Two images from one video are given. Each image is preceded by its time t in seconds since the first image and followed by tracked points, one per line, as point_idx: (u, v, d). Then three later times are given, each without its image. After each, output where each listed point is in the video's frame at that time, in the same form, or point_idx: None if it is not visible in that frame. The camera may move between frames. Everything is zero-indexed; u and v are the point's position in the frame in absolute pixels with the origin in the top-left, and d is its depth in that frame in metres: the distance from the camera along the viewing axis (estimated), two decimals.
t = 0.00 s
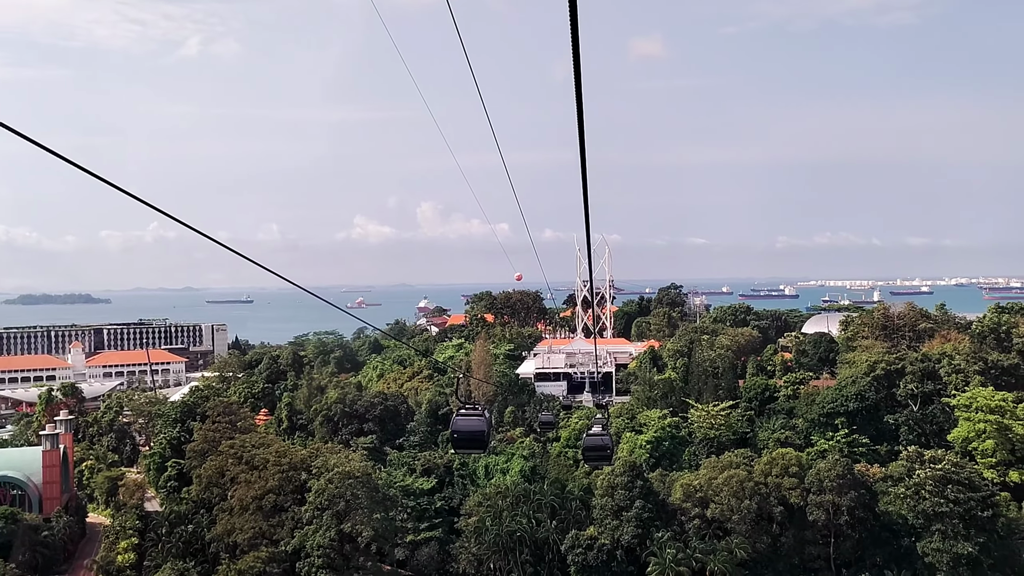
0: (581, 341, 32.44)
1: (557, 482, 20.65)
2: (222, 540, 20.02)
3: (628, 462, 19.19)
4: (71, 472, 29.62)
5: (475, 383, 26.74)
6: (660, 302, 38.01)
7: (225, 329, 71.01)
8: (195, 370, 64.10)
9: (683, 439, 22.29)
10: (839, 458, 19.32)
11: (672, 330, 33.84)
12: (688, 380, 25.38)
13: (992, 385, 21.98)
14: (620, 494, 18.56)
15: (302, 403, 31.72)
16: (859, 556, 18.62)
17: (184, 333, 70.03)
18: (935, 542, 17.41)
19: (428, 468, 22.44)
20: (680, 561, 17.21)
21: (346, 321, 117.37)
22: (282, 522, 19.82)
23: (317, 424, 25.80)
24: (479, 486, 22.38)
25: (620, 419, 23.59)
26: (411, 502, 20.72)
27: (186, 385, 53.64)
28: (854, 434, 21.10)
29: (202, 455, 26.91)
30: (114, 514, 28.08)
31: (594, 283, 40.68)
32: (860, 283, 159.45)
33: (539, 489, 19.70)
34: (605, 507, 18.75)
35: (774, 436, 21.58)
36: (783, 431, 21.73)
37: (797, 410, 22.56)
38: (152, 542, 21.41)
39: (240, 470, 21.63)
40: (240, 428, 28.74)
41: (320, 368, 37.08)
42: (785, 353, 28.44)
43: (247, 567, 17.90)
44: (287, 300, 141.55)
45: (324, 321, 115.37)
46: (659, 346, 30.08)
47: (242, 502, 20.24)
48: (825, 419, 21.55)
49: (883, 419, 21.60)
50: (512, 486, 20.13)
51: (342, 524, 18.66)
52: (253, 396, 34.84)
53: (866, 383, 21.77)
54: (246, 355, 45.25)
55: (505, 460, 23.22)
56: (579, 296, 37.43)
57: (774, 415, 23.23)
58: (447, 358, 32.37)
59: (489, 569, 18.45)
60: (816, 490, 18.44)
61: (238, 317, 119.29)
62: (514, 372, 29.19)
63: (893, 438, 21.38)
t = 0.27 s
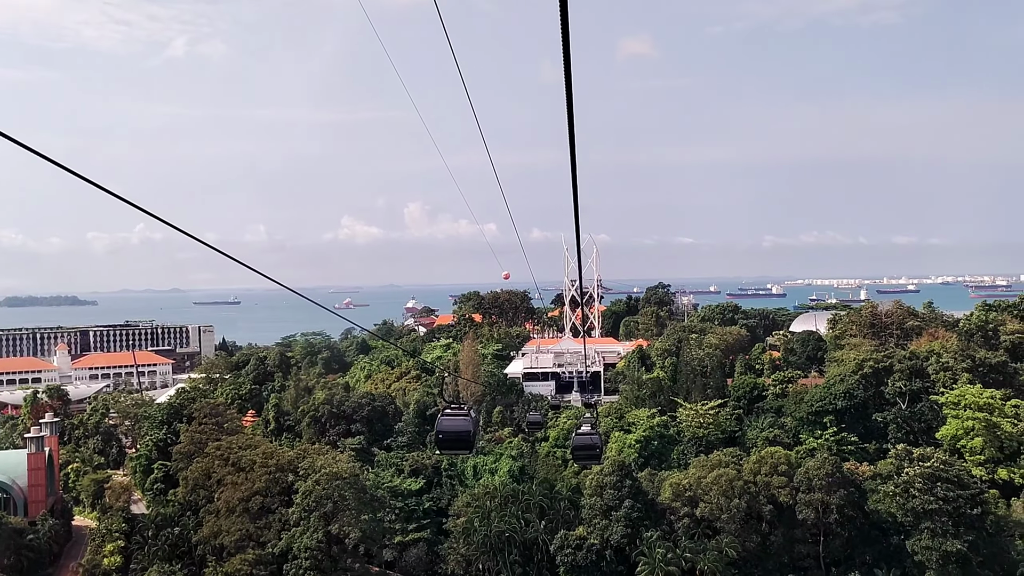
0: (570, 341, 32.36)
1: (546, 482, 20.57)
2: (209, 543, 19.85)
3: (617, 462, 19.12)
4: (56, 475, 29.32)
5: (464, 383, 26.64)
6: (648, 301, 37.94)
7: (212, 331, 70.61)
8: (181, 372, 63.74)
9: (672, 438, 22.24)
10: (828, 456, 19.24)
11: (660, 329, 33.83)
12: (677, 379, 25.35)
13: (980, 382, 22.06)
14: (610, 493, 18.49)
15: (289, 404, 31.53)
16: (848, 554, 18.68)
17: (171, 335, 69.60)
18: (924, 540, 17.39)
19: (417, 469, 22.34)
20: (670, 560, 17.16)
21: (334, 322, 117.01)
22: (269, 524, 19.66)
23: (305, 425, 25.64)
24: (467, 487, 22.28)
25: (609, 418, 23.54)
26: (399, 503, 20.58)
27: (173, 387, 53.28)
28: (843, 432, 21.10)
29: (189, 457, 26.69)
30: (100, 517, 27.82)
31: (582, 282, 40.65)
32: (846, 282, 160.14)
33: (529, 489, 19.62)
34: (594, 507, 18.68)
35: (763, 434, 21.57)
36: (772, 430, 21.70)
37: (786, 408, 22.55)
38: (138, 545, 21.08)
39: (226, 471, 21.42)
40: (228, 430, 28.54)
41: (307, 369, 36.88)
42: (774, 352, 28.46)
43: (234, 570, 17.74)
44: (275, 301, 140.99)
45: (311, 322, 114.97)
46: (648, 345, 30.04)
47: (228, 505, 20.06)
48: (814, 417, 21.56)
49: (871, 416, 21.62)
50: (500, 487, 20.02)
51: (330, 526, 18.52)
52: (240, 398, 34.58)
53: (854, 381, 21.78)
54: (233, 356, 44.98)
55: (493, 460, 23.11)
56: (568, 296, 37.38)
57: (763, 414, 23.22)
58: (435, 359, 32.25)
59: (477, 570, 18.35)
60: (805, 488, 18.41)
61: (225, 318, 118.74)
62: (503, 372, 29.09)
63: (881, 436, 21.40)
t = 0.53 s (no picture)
0: (562, 342, 32.25)
1: (538, 484, 20.45)
2: (200, 547, 19.68)
3: (609, 464, 19.03)
4: (46, 480, 29.05)
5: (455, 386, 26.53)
6: (640, 302, 37.81)
7: (203, 335, 70.28)
8: (172, 375, 63.43)
9: (665, 439, 22.15)
10: (821, 457, 19.17)
11: (652, 330, 33.77)
12: (669, 381, 25.28)
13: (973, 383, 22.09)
14: (602, 495, 18.39)
15: (280, 408, 31.35)
16: (842, 556, 18.50)
17: (162, 339, 69.28)
18: (918, 541, 17.34)
19: (408, 472, 22.23)
20: (663, 563, 17.06)
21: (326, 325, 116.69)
22: (260, 528, 19.49)
23: (296, 428, 25.48)
24: (459, 489, 22.15)
25: (601, 420, 23.46)
26: (391, 506, 20.43)
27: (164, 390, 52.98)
28: (836, 433, 21.04)
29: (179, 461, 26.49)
30: (90, 521, 27.58)
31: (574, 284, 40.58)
32: (837, 284, 160.95)
33: (520, 492, 19.59)
34: (587, 509, 18.57)
35: (755, 435, 21.48)
36: (764, 431, 21.62)
37: (778, 410, 22.49)
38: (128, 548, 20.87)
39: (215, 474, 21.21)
40: (218, 433, 28.35)
41: (299, 372, 36.68)
42: (766, 353, 28.42)
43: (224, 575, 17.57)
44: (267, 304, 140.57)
45: (303, 325, 114.64)
46: (640, 346, 29.97)
47: (218, 509, 19.88)
48: (806, 419, 21.51)
49: (864, 417, 21.58)
50: (492, 489, 19.96)
51: (321, 529, 18.38)
52: (231, 401, 34.33)
53: (847, 382, 21.73)
54: (225, 359, 44.76)
55: (485, 462, 22.98)
56: (560, 297, 37.30)
57: (755, 415, 23.14)
58: (427, 361, 32.12)
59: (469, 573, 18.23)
60: (798, 489, 18.35)
61: (216, 321, 118.29)
62: (495, 374, 28.99)
63: (874, 437, 21.36)
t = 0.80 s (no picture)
0: (554, 346, 32.16)
1: (531, 489, 20.35)
2: (190, 553, 19.53)
3: (603, 468, 18.98)
4: (35, 485, 28.81)
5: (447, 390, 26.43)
6: (632, 306, 37.75)
7: (194, 339, 70.01)
8: (163, 380, 63.14)
9: (658, 443, 22.04)
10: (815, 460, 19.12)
11: (644, 334, 33.74)
12: (662, 385, 25.22)
13: (966, 386, 22.09)
14: (595, 500, 18.31)
15: (272, 413, 31.20)
16: (836, 560, 18.52)
17: (153, 343, 68.97)
18: (912, 545, 17.36)
19: (401, 476, 22.14)
20: (656, 568, 16.98)
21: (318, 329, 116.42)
22: (251, 534, 19.35)
23: (287, 432, 25.34)
24: (452, 494, 22.03)
25: (594, 424, 23.40)
26: (383, 511, 20.29)
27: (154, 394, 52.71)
28: (829, 436, 21.03)
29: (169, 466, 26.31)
30: (80, 527, 27.37)
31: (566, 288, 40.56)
32: (830, 288, 161.37)
33: (513, 497, 19.45)
34: (580, 514, 18.47)
35: (748, 439, 21.36)
36: (757, 435, 21.54)
37: (772, 414, 22.44)
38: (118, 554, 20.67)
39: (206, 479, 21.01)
40: (209, 438, 28.18)
41: (290, 376, 36.50)
42: (758, 356, 28.41)
43: None
44: (258, 309, 140.20)
45: (295, 329, 114.35)
46: (632, 350, 29.94)
47: (209, 514, 19.74)
48: (800, 422, 21.50)
49: (858, 421, 21.56)
50: (484, 494, 19.84)
51: (312, 535, 18.28)
52: (222, 406, 34.08)
53: (840, 386, 21.72)
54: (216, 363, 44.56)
55: (478, 467, 22.87)
56: (552, 301, 37.24)
57: (748, 419, 23.06)
58: (419, 365, 32.01)
59: None
60: (793, 493, 18.28)
61: (208, 326, 117.90)
62: (487, 378, 28.90)
63: (868, 441, 21.35)
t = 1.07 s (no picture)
0: (547, 346, 32.03)
1: (522, 489, 20.25)
2: (179, 554, 19.35)
3: (595, 469, 18.90)
4: (24, 485, 28.54)
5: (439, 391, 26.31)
6: (625, 307, 37.65)
7: (186, 339, 69.67)
8: (154, 379, 62.80)
9: (650, 444, 21.95)
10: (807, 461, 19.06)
11: (637, 335, 33.65)
12: (654, 385, 25.15)
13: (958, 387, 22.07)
14: (587, 501, 18.21)
15: (262, 413, 31.02)
16: (828, 561, 18.60)
17: (144, 342, 68.62)
18: (904, 547, 17.34)
19: (392, 477, 22.02)
20: (648, 569, 16.88)
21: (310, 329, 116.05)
22: (240, 534, 19.19)
23: (278, 432, 25.16)
24: (443, 495, 21.90)
25: (586, 425, 23.32)
26: (374, 511, 20.15)
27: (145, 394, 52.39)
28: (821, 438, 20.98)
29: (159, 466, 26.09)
30: (69, 527, 27.13)
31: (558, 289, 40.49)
32: (822, 289, 161.68)
33: (504, 497, 19.33)
34: (572, 515, 18.35)
35: (740, 440, 21.27)
36: (749, 435, 21.43)
37: (764, 414, 22.36)
38: (106, 555, 20.49)
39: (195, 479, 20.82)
40: (199, 438, 27.98)
41: (281, 376, 36.28)
42: (751, 357, 28.35)
43: None
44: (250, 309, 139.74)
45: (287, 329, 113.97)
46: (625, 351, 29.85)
47: (198, 515, 19.56)
48: (792, 424, 21.45)
49: (850, 422, 21.53)
50: (475, 494, 19.70)
51: (302, 536, 18.13)
52: (212, 406, 33.80)
53: (832, 387, 21.67)
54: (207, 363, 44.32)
55: (470, 468, 22.75)
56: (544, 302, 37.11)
57: (741, 420, 22.96)
58: (411, 365, 31.86)
59: None
60: (785, 494, 18.19)
61: (199, 326, 117.41)
62: (479, 379, 28.79)
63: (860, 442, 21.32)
